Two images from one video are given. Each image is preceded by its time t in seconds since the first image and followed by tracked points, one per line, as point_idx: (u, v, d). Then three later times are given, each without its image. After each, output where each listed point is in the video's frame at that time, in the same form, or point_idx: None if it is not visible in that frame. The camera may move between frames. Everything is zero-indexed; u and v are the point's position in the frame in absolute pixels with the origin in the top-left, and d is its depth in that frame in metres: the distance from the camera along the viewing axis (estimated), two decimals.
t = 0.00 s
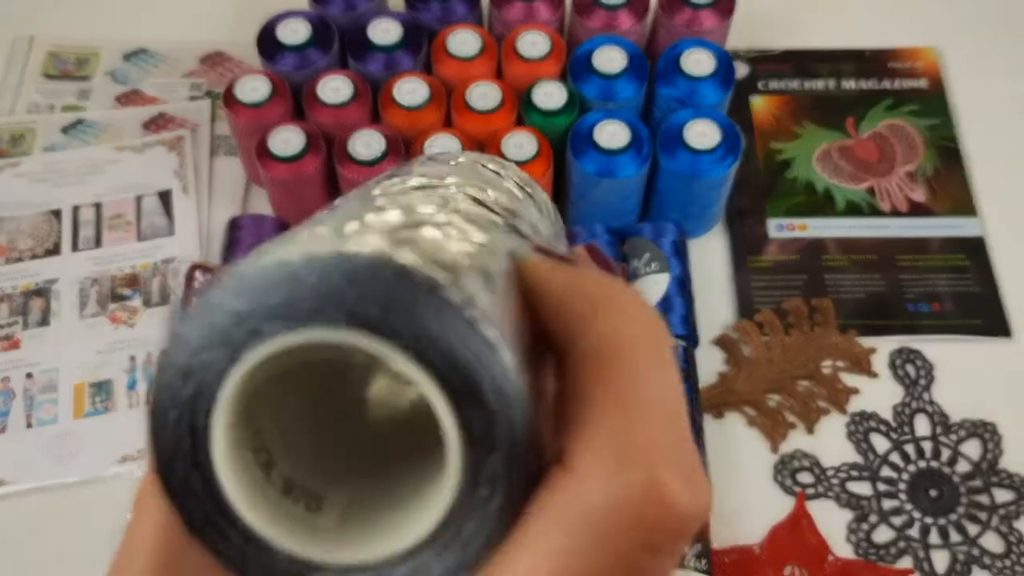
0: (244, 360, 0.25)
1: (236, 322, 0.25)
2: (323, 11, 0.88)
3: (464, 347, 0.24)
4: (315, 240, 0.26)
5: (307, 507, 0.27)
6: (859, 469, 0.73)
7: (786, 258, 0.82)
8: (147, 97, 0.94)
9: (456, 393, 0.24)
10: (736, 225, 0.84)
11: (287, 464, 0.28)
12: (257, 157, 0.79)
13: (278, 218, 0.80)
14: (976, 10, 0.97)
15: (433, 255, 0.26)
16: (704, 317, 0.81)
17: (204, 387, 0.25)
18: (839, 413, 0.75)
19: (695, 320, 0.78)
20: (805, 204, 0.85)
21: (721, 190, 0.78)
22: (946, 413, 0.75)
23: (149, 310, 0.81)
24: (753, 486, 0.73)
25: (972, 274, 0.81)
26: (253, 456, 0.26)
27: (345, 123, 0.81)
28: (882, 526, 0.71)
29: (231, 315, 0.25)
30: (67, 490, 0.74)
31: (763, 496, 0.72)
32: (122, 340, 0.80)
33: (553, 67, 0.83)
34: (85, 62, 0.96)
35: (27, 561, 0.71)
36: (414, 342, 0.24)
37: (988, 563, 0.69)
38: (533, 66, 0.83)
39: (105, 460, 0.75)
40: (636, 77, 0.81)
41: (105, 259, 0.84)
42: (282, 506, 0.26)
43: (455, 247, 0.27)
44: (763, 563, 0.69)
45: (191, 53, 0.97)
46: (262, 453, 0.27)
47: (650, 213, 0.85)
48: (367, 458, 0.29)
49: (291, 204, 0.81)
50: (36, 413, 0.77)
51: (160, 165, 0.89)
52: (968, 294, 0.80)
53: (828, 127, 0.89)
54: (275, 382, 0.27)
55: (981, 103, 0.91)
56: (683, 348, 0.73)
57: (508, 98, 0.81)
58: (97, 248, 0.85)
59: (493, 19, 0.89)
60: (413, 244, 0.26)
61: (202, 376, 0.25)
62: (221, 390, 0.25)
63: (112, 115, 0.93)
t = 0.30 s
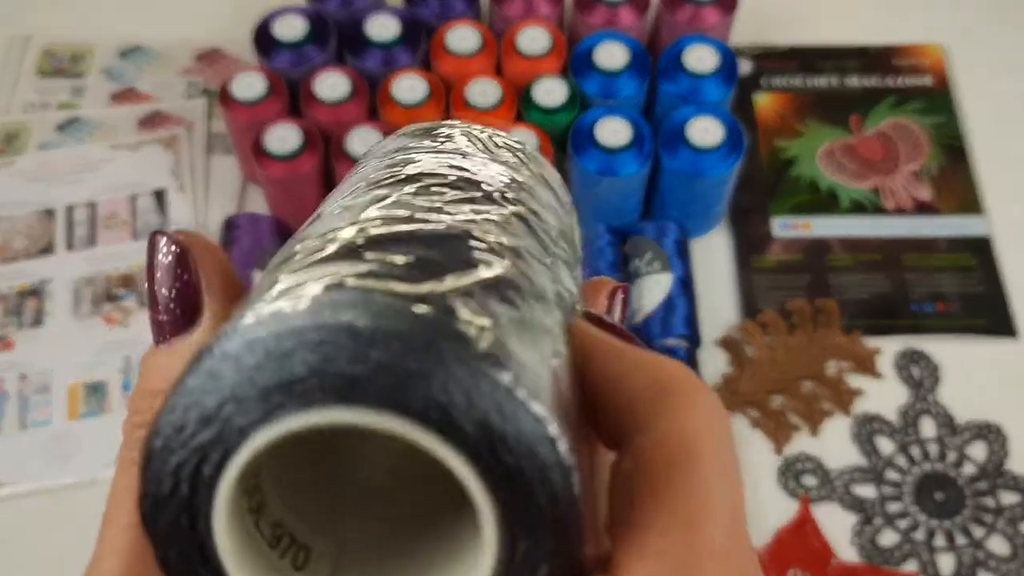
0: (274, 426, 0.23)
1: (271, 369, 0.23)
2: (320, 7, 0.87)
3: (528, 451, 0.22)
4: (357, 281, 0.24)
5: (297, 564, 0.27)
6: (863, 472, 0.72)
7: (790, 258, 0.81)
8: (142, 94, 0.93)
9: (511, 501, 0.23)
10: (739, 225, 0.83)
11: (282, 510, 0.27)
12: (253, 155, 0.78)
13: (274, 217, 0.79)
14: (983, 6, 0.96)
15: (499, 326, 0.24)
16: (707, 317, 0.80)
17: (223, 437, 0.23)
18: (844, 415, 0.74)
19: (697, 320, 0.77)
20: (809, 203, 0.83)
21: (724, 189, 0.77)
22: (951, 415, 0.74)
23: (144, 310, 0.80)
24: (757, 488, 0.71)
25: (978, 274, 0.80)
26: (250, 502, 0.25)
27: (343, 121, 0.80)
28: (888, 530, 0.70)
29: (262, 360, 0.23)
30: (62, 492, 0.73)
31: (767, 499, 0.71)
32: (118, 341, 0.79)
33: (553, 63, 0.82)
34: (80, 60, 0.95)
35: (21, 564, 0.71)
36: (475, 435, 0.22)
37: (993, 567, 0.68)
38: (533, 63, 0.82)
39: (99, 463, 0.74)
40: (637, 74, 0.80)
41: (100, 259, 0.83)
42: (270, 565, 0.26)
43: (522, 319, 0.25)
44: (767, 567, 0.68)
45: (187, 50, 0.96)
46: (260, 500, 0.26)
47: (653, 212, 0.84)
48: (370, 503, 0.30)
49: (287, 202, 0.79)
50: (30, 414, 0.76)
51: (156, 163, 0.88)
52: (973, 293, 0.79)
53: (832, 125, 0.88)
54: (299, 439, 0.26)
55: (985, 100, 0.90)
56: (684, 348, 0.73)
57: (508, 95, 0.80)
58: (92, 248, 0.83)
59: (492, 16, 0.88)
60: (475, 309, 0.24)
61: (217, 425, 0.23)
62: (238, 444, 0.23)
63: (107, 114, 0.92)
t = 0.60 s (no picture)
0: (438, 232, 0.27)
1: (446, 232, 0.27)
2: (320, 6, 0.87)
3: (647, 281, 0.29)
4: (491, 196, 0.27)
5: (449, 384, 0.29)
6: (863, 472, 0.72)
7: (791, 258, 0.81)
8: (141, 94, 0.93)
9: (637, 311, 0.29)
10: (740, 224, 0.83)
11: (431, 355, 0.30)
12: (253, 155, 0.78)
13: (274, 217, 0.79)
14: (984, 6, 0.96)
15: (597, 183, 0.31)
16: (707, 316, 0.79)
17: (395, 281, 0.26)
18: (844, 415, 0.74)
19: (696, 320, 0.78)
20: (809, 203, 0.83)
21: (724, 189, 0.77)
22: (951, 415, 0.74)
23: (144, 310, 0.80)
24: (757, 488, 0.71)
25: (978, 274, 0.80)
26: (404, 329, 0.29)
27: (343, 121, 0.80)
28: (888, 530, 0.70)
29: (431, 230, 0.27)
30: (62, 492, 0.73)
31: (767, 499, 0.71)
32: (118, 341, 0.79)
33: (553, 63, 0.82)
34: (80, 60, 0.95)
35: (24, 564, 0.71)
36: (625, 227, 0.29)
37: (993, 566, 0.69)
38: (533, 62, 0.82)
39: (99, 463, 0.74)
40: (637, 74, 0.80)
41: (99, 259, 0.83)
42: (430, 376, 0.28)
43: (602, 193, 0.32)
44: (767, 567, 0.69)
45: (186, 50, 0.95)
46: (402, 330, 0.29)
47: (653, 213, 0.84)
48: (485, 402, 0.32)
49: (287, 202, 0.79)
50: (30, 414, 0.76)
51: (156, 163, 0.88)
52: (973, 294, 0.79)
53: (833, 124, 0.88)
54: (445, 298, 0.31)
55: (985, 100, 0.90)
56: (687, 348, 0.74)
57: (509, 95, 0.80)
58: (91, 248, 0.83)
59: (492, 16, 0.88)
60: (591, 191, 0.29)
61: (383, 279, 0.26)
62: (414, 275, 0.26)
63: (107, 114, 0.91)
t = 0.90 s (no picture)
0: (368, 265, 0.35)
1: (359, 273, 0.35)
2: (320, 7, 0.87)
3: (548, 277, 0.36)
4: (405, 234, 0.35)
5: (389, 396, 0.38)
6: (863, 472, 0.72)
7: (791, 258, 0.81)
8: (141, 94, 0.93)
9: (544, 302, 0.36)
10: (740, 224, 0.83)
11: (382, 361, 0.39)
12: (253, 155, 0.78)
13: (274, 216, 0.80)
14: (986, 6, 0.96)
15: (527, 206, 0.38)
16: (707, 316, 0.79)
17: (325, 322, 0.36)
18: (844, 415, 0.74)
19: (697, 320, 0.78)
20: (810, 203, 0.83)
21: (724, 189, 0.77)
22: (951, 415, 0.74)
23: (143, 310, 0.80)
24: (756, 489, 0.72)
25: (979, 274, 0.80)
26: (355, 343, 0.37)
27: (342, 121, 0.80)
28: (888, 530, 0.70)
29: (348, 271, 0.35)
30: (62, 492, 0.73)
31: (766, 498, 0.71)
32: (118, 341, 0.79)
33: (553, 63, 0.82)
34: (79, 60, 0.95)
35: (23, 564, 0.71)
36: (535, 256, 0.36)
37: (993, 567, 0.69)
38: (532, 62, 0.82)
39: (99, 463, 0.74)
40: (638, 74, 0.80)
41: (99, 259, 0.83)
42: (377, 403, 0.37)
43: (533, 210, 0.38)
44: (767, 567, 0.69)
45: (186, 50, 0.95)
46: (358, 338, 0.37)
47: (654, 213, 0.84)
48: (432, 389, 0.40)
49: (286, 202, 0.80)
50: (30, 414, 0.76)
51: (156, 164, 0.88)
52: (974, 294, 0.79)
53: (833, 124, 0.88)
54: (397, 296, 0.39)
55: (985, 101, 0.90)
56: (686, 349, 0.74)
57: (509, 95, 0.80)
58: (91, 248, 0.83)
59: (492, 16, 0.88)
60: (485, 219, 0.35)
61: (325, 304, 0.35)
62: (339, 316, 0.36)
63: (107, 114, 0.91)
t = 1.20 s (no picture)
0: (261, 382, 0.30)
1: (259, 389, 0.30)
2: (319, 7, 0.87)
3: (466, 394, 0.29)
4: (294, 353, 0.29)
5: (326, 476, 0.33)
6: (863, 472, 0.72)
7: (791, 258, 0.81)
8: (141, 94, 0.93)
9: (456, 429, 0.29)
10: (740, 225, 0.83)
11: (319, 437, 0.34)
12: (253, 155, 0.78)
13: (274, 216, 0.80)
14: (985, 7, 0.96)
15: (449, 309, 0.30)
16: (707, 317, 0.80)
17: (234, 424, 0.32)
18: (844, 415, 0.74)
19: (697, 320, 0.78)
20: (811, 203, 0.83)
21: (724, 189, 0.77)
22: (951, 415, 0.74)
23: (144, 310, 0.80)
24: (756, 490, 0.72)
25: (979, 274, 0.80)
26: (286, 424, 0.32)
27: (342, 121, 0.80)
28: (888, 530, 0.70)
29: (251, 384, 0.31)
30: (62, 492, 0.73)
31: (765, 498, 0.71)
32: (118, 340, 0.79)
33: (552, 63, 0.82)
34: (79, 60, 0.95)
35: (22, 564, 0.71)
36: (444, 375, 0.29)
37: (993, 567, 0.68)
38: (532, 62, 0.82)
39: (99, 463, 0.74)
40: (638, 74, 0.80)
41: (99, 259, 0.83)
42: (299, 481, 0.33)
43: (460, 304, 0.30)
44: (767, 568, 0.69)
45: (186, 50, 0.95)
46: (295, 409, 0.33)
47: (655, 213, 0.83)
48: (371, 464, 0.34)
49: (287, 201, 0.80)
50: (30, 415, 0.76)
51: (156, 163, 0.88)
52: (974, 294, 0.79)
53: (833, 123, 0.88)
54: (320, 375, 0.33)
55: (985, 100, 0.90)
56: (684, 350, 0.74)
57: (509, 95, 0.80)
58: (91, 248, 0.83)
59: (492, 16, 0.88)
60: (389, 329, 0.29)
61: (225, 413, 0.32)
62: (245, 422, 0.31)
63: (106, 113, 0.91)
